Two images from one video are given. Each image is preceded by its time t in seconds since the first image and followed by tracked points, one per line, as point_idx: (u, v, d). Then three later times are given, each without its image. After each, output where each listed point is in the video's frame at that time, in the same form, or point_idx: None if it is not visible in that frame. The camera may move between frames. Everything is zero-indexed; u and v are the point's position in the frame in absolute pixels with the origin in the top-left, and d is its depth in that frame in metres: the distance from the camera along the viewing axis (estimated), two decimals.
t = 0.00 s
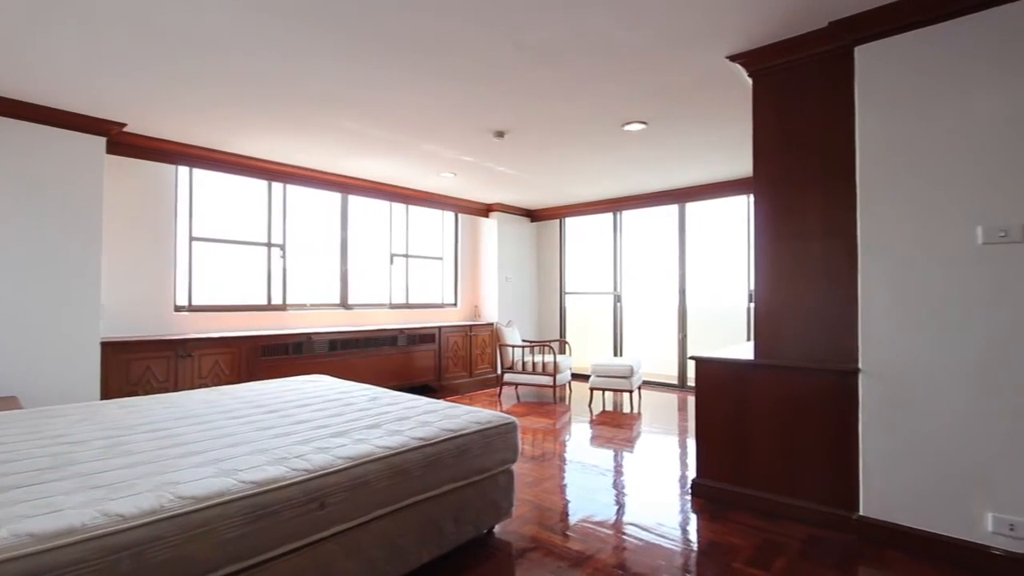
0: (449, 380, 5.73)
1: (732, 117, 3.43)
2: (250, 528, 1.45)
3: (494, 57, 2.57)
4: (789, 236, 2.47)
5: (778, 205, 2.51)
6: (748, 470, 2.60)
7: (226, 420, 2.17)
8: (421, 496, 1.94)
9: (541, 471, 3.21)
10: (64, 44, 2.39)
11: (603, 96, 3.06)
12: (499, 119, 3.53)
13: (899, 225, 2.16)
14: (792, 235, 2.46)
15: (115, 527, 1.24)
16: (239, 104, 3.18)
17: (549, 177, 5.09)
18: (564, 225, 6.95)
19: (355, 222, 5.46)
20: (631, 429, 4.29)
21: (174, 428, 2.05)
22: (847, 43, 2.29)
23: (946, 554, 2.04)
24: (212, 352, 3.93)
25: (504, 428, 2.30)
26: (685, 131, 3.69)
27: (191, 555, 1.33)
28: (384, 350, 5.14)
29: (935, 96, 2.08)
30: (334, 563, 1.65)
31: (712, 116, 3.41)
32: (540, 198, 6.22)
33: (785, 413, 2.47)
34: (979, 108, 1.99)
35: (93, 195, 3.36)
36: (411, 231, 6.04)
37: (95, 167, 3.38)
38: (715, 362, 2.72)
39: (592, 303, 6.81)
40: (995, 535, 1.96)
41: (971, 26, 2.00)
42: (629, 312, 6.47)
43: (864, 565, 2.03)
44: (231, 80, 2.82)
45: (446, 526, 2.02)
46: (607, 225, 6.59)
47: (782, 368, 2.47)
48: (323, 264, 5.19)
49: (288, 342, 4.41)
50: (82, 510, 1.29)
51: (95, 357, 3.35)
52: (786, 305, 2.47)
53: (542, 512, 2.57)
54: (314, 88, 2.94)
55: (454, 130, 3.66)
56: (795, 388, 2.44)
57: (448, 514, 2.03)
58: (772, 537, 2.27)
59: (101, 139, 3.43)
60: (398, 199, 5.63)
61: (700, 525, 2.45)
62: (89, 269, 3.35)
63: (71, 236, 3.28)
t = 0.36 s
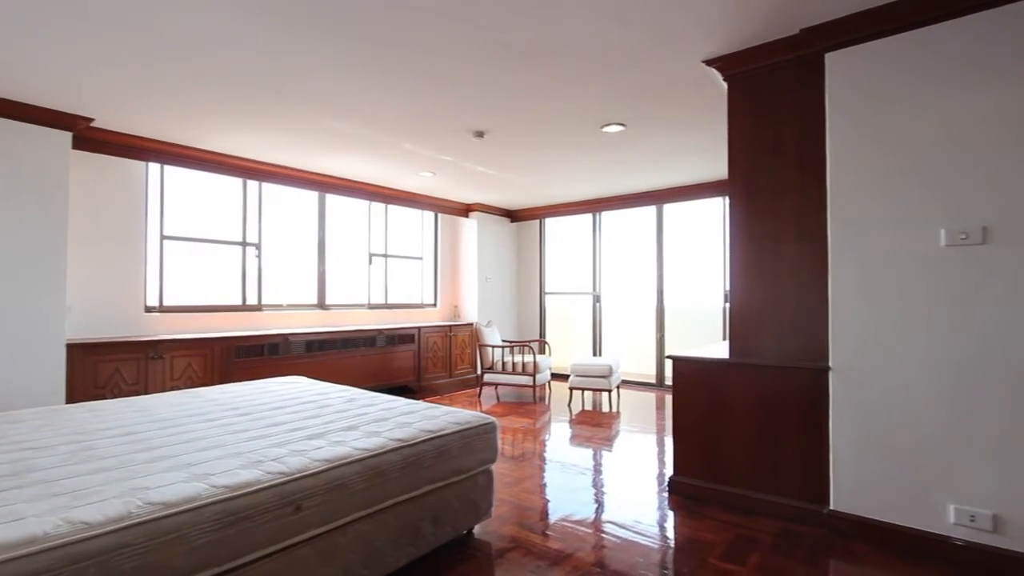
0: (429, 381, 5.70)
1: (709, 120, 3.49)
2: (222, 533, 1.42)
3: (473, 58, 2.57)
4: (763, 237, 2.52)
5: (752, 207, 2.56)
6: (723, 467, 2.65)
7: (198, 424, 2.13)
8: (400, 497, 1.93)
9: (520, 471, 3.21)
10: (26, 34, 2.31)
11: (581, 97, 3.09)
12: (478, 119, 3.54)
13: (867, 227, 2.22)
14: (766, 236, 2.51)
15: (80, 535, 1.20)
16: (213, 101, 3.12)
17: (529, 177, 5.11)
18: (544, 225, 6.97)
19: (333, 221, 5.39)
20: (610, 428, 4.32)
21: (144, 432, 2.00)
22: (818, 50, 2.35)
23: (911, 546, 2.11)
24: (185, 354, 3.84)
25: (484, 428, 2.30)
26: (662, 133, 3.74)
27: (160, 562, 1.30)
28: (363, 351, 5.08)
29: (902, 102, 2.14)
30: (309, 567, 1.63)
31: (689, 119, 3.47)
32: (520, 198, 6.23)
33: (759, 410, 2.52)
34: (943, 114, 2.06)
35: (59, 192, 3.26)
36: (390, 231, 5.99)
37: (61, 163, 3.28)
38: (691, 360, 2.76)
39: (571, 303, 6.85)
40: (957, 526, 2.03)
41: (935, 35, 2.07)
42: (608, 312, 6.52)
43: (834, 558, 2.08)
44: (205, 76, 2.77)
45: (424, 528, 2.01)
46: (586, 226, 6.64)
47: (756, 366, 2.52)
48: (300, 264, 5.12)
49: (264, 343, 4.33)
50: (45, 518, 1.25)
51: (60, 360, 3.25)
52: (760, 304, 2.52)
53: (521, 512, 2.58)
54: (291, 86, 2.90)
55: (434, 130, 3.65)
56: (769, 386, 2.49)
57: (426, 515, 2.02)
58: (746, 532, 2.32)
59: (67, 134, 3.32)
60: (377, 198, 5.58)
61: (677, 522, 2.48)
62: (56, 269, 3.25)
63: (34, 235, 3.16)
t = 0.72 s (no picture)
0: (409, 382, 5.66)
1: (686, 123, 3.54)
2: (195, 539, 1.39)
3: (453, 58, 2.57)
4: (739, 238, 2.57)
5: (729, 208, 2.60)
6: (700, 464, 2.69)
7: (171, 427, 2.08)
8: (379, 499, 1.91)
9: (501, 471, 3.21)
10: None
11: (561, 99, 3.10)
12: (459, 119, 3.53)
13: (839, 229, 2.28)
14: (742, 236, 2.56)
15: (45, 543, 1.17)
16: (187, 97, 3.06)
17: (510, 177, 5.11)
18: (525, 225, 6.99)
19: (311, 220, 5.32)
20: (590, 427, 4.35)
21: (114, 436, 1.95)
22: (792, 56, 2.40)
23: (880, 539, 2.17)
24: (158, 356, 3.75)
25: (464, 429, 2.29)
26: (642, 134, 3.78)
27: (130, 569, 1.27)
28: (342, 351, 5.03)
29: (871, 107, 2.20)
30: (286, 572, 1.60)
31: (667, 122, 3.51)
32: (501, 198, 6.23)
33: (735, 408, 2.56)
34: (909, 120, 2.12)
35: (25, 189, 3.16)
36: (370, 231, 5.93)
37: (27, 159, 3.17)
38: (668, 359, 2.79)
39: (552, 303, 6.87)
40: (923, 519, 2.09)
41: (902, 43, 2.14)
42: (589, 312, 6.56)
43: (807, 552, 2.13)
44: (180, 72, 2.72)
45: (404, 530, 1.99)
46: (567, 226, 6.67)
47: (732, 365, 2.56)
48: (277, 263, 5.04)
49: (240, 344, 4.25)
50: (8, 526, 1.21)
51: (25, 362, 3.15)
52: (736, 304, 2.57)
53: (502, 511, 2.58)
54: (269, 83, 2.86)
55: (414, 129, 3.63)
56: (744, 384, 2.53)
57: (406, 516, 2.00)
58: (722, 528, 2.36)
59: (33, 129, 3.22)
60: (356, 197, 5.52)
61: (655, 519, 2.51)
62: (21, 269, 3.14)
63: None
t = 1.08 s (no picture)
0: (386, 382, 5.61)
1: (662, 125, 3.59)
2: (163, 546, 1.35)
3: (431, 57, 2.56)
4: (712, 239, 2.62)
5: (703, 210, 2.65)
6: (675, 462, 2.72)
7: (138, 431, 2.02)
8: (354, 502, 1.89)
9: (479, 472, 3.21)
10: None
11: (539, 100, 3.12)
12: (437, 118, 3.52)
13: (808, 231, 2.34)
14: (715, 237, 2.61)
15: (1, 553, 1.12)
16: (156, 91, 2.98)
17: (488, 178, 5.11)
18: (503, 226, 6.99)
19: (285, 218, 5.23)
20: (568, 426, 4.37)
21: (76, 441, 1.88)
22: (764, 62, 2.46)
23: (847, 532, 2.24)
24: (125, 358, 3.64)
25: (441, 429, 2.28)
26: (618, 136, 3.82)
27: None
28: (318, 352, 4.96)
29: (839, 113, 2.27)
30: None
31: (644, 124, 3.55)
32: (479, 198, 6.22)
33: (709, 406, 2.61)
34: (875, 125, 2.20)
35: None
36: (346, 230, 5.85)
37: None
38: (644, 357, 2.82)
39: (530, 303, 6.89)
40: (888, 511, 2.16)
41: (868, 51, 2.21)
42: (566, 312, 6.60)
43: (778, 546, 2.18)
44: (150, 65, 2.65)
45: (381, 532, 1.98)
46: (544, 227, 6.70)
47: (707, 364, 2.61)
48: (250, 263, 4.94)
49: (212, 345, 4.16)
50: None
51: None
52: (710, 304, 2.61)
53: (480, 512, 2.57)
54: (243, 79, 2.82)
55: (391, 128, 3.61)
56: (718, 382, 2.58)
57: (382, 519, 1.98)
58: (696, 524, 2.40)
59: None
60: (332, 196, 5.44)
61: (631, 516, 2.53)
62: None
63: None
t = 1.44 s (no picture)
0: (366, 383, 5.56)
1: (642, 127, 3.62)
2: (134, 552, 1.32)
3: (411, 56, 2.55)
4: (690, 240, 2.65)
5: (681, 211, 2.69)
6: (654, 460, 2.76)
7: (108, 435, 1.97)
8: (333, 505, 1.87)
9: (460, 472, 3.20)
10: None
11: (520, 100, 3.12)
12: (417, 117, 3.50)
13: (783, 233, 2.38)
14: (693, 238, 2.64)
15: None
16: (127, 86, 2.90)
17: (470, 178, 5.10)
18: (484, 225, 6.97)
19: (262, 217, 5.15)
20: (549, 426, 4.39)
21: (42, 446, 1.82)
22: (741, 66, 2.50)
23: (820, 526, 2.29)
24: (94, 360, 3.54)
25: (421, 430, 2.27)
26: (599, 137, 3.84)
27: None
28: (296, 353, 4.88)
29: (813, 116, 2.32)
30: None
31: (624, 125, 3.58)
32: (460, 198, 6.20)
33: (687, 405, 2.64)
34: (847, 130, 2.25)
35: None
36: (325, 229, 5.78)
37: None
38: (623, 357, 2.84)
39: (511, 303, 6.89)
40: (858, 505, 2.22)
41: (840, 57, 2.26)
42: (548, 312, 6.62)
43: (754, 541, 2.22)
44: (121, 60, 2.59)
45: (360, 534, 1.96)
46: (526, 227, 6.70)
47: (685, 363, 2.64)
48: (226, 262, 4.85)
49: (186, 346, 4.07)
50: None
51: None
52: (688, 303, 2.65)
53: (460, 513, 2.57)
54: (218, 75, 2.76)
55: (371, 126, 3.57)
56: (696, 381, 2.61)
57: (361, 521, 1.97)
58: (675, 521, 2.43)
59: None
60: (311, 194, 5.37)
61: (611, 514, 2.55)
62: None
63: None
